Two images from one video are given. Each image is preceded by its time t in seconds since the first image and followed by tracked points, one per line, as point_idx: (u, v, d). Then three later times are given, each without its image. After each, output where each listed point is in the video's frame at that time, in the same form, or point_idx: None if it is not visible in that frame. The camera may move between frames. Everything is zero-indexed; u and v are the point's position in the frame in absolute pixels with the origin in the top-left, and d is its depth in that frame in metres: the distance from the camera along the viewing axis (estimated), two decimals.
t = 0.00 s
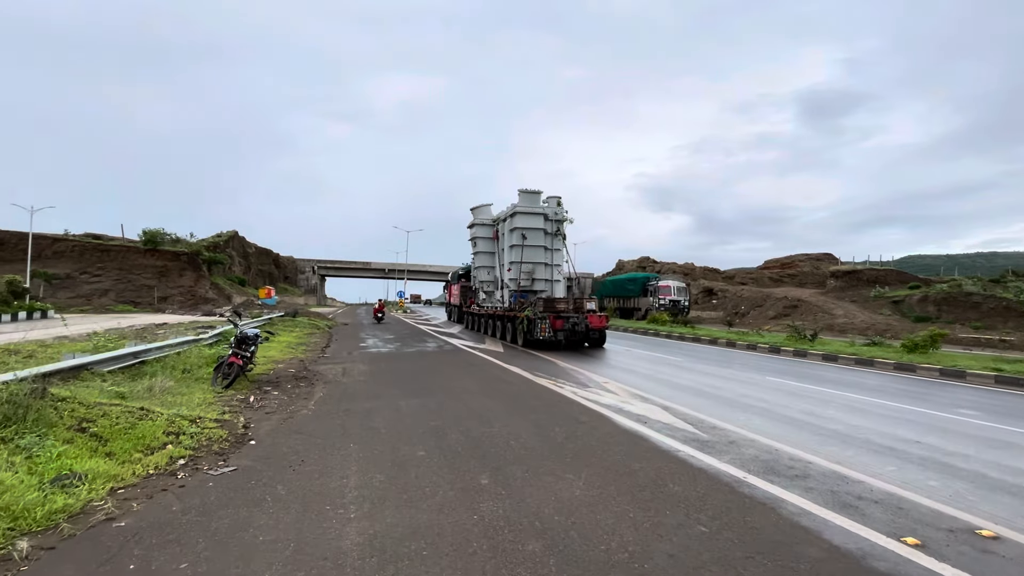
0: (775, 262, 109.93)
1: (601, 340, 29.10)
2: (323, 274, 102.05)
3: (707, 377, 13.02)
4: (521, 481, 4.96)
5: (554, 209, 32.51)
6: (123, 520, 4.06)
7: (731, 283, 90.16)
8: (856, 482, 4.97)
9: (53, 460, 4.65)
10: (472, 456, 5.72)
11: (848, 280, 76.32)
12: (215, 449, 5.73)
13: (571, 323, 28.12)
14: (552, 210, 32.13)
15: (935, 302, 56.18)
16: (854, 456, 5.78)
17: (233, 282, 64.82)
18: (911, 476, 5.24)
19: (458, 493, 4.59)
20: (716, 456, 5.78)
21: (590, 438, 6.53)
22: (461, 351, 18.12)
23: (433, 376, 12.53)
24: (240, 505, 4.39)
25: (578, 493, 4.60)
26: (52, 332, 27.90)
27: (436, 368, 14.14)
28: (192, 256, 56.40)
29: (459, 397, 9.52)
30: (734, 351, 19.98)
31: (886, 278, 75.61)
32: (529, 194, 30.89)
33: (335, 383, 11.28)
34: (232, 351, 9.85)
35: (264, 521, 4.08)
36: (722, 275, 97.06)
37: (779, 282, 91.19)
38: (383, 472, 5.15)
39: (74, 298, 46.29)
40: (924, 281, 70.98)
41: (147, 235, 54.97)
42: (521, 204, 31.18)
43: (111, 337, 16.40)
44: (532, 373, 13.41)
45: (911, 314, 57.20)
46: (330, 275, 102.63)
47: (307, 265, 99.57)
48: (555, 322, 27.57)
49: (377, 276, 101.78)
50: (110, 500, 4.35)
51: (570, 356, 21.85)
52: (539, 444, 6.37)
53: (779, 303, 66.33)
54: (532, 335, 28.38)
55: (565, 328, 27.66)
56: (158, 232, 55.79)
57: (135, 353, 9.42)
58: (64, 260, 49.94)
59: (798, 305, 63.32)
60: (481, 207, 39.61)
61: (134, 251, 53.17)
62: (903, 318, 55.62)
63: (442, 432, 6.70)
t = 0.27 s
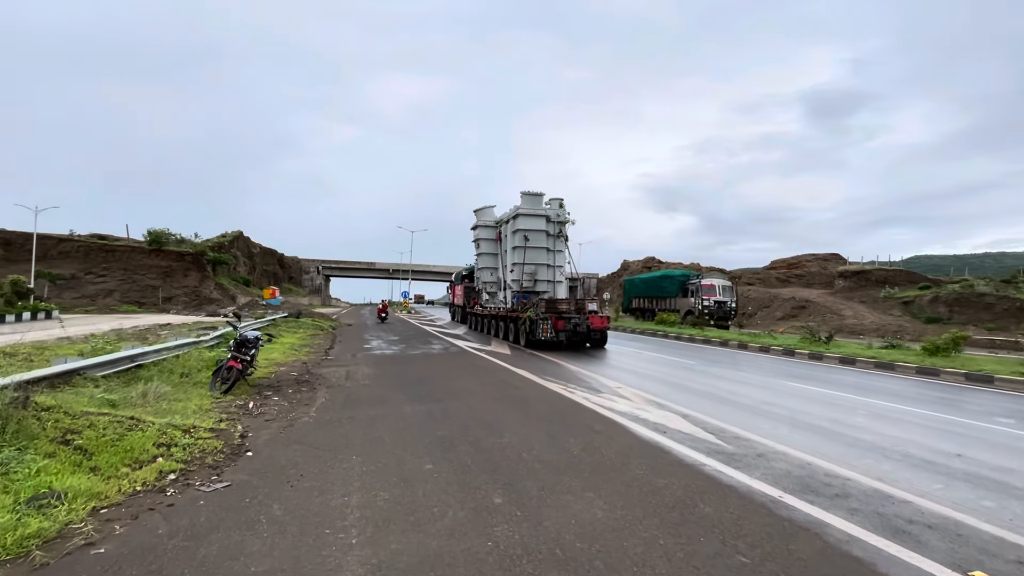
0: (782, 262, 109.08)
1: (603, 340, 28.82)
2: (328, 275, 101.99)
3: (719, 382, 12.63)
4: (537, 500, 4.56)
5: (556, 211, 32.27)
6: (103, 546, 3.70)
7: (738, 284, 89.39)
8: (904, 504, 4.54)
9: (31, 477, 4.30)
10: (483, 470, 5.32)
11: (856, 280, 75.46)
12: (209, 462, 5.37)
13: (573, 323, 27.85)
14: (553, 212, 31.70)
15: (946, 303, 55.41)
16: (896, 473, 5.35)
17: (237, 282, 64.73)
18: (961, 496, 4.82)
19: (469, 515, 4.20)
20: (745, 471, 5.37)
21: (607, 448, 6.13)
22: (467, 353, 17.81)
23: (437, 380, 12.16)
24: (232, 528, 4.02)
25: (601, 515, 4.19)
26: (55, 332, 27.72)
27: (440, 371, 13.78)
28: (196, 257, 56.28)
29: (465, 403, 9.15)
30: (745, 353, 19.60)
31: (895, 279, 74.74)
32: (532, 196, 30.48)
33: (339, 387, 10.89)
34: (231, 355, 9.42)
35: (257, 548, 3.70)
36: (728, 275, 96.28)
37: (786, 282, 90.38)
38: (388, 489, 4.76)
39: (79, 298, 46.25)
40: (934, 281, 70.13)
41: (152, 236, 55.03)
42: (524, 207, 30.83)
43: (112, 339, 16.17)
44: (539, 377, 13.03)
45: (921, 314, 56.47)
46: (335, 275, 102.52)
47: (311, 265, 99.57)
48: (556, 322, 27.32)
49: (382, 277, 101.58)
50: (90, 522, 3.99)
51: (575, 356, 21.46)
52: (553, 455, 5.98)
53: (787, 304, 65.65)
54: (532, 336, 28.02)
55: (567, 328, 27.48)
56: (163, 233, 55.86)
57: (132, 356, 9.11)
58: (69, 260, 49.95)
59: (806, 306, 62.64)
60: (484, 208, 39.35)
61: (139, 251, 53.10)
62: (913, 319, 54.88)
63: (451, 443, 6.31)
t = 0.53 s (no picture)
0: (789, 263, 108.13)
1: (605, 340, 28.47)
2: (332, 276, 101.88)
3: (729, 383, 12.28)
4: (554, 516, 4.15)
5: (558, 211, 31.83)
6: (74, 568, 3.31)
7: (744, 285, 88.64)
8: (961, 522, 4.10)
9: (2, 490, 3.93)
10: (494, 480, 4.91)
11: (864, 281, 74.61)
12: (199, 472, 5.00)
13: (575, 323, 27.59)
14: (556, 213, 31.66)
15: (957, 304, 54.60)
16: (943, 486, 4.91)
17: (241, 283, 64.69)
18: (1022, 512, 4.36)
19: (479, 534, 3.79)
20: (777, 482, 4.95)
21: (625, 456, 5.71)
22: (472, 354, 17.51)
23: (439, 381, 11.83)
24: (218, 549, 3.62)
25: (627, 535, 3.77)
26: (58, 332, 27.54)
27: (443, 372, 13.45)
28: (201, 258, 56.23)
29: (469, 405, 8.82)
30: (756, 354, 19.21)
31: (904, 280, 73.85)
32: (534, 195, 30.23)
33: (341, 390, 10.44)
34: (229, 358, 9.07)
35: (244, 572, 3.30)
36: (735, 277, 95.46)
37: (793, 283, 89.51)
38: (391, 504, 4.36)
39: (83, 300, 46.20)
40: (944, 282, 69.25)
41: (156, 236, 55.06)
42: (526, 206, 30.38)
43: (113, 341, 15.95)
44: (544, 378, 12.70)
45: (933, 317, 55.59)
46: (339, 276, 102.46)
47: (316, 266, 99.46)
48: (558, 322, 27.10)
49: (386, 278, 101.40)
50: (64, 540, 3.61)
51: (579, 354, 21.11)
52: (569, 463, 5.56)
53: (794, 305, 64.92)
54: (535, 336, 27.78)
55: (568, 329, 27.09)
56: (168, 234, 55.88)
57: (128, 357, 8.80)
58: (74, 261, 49.96)
59: (815, 307, 61.89)
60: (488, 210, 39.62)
61: (143, 252, 53.09)
62: (924, 321, 54.07)
63: (458, 450, 5.90)
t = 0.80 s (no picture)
0: (819, 251, 102.93)
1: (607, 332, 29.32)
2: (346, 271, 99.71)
3: (848, 399, 9.14)
4: None
5: (559, 211, 34.86)
6: None
7: (773, 274, 84.11)
8: None
9: None
10: None
11: (907, 268, 69.78)
12: None
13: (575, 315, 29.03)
14: (557, 213, 34.04)
15: (1019, 292, 49.94)
16: None
17: (250, 279, 62.40)
18: None
19: None
20: None
21: None
22: (501, 357, 14.45)
23: (460, 396, 8.85)
24: None
25: None
26: (42, 334, 25.04)
27: (464, 381, 10.49)
28: (207, 253, 53.89)
29: (512, 448, 5.84)
30: (843, 353, 15.85)
31: (951, 266, 68.83)
32: (537, 199, 34.40)
33: (331, 423, 7.21)
34: (155, 387, 5.77)
35: None
36: (763, 266, 90.83)
37: (826, 272, 84.68)
38: None
39: (84, 298, 44.06)
40: (997, 268, 64.20)
41: (160, 232, 52.89)
42: (529, 210, 34.53)
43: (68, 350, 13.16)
44: (594, 388, 9.65)
45: (992, 306, 50.93)
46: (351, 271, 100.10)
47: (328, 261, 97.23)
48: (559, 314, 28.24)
49: (399, 272, 98.76)
50: None
51: (620, 351, 17.98)
52: None
53: (834, 295, 60.53)
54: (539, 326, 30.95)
55: (568, 318, 30.08)
56: (173, 228, 53.79)
57: (15, 389, 5.66)
58: (75, 258, 47.89)
59: (857, 298, 57.52)
60: (494, 209, 39.71)
61: (147, 248, 50.86)
62: (983, 310, 49.54)
63: None
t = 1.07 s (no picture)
0: (818, 250, 102.78)
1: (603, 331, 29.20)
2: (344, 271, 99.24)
3: (865, 403, 8.78)
4: None
5: (557, 211, 34.47)
6: None
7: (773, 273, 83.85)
8: None
9: None
10: None
11: (907, 267, 69.55)
12: None
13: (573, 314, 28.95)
14: (555, 213, 33.66)
15: (1020, 290, 49.80)
16: None
17: (247, 279, 61.88)
18: None
19: None
20: None
21: None
22: (503, 359, 14.04)
23: (461, 401, 8.45)
24: None
25: None
26: (33, 335, 24.58)
27: (465, 384, 10.11)
28: (203, 252, 53.36)
29: (518, 459, 5.47)
30: (852, 354, 15.51)
31: (951, 265, 68.71)
32: (534, 200, 34.16)
33: (326, 430, 6.83)
34: (138, 396, 5.44)
35: None
36: (762, 265, 90.51)
37: (826, 271, 84.50)
38: None
39: (79, 298, 43.51)
40: (996, 267, 64.11)
41: (156, 231, 52.38)
42: (526, 210, 34.17)
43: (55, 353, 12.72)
44: (601, 391, 9.26)
45: (994, 305, 50.70)
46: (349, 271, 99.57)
47: (326, 261, 96.68)
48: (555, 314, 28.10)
49: (397, 272, 98.24)
50: None
51: (622, 350, 17.62)
52: None
53: (834, 294, 60.30)
54: (534, 326, 30.82)
55: (566, 318, 30.03)
56: (169, 228, 53.29)
57: None
58: (70, 258, 47.31)
59: (858, 297, 57.32)
60: (492, 209, 39.42)
61: (143, 248, 50.30)
62: (983, 309, 49.38)
63: None
